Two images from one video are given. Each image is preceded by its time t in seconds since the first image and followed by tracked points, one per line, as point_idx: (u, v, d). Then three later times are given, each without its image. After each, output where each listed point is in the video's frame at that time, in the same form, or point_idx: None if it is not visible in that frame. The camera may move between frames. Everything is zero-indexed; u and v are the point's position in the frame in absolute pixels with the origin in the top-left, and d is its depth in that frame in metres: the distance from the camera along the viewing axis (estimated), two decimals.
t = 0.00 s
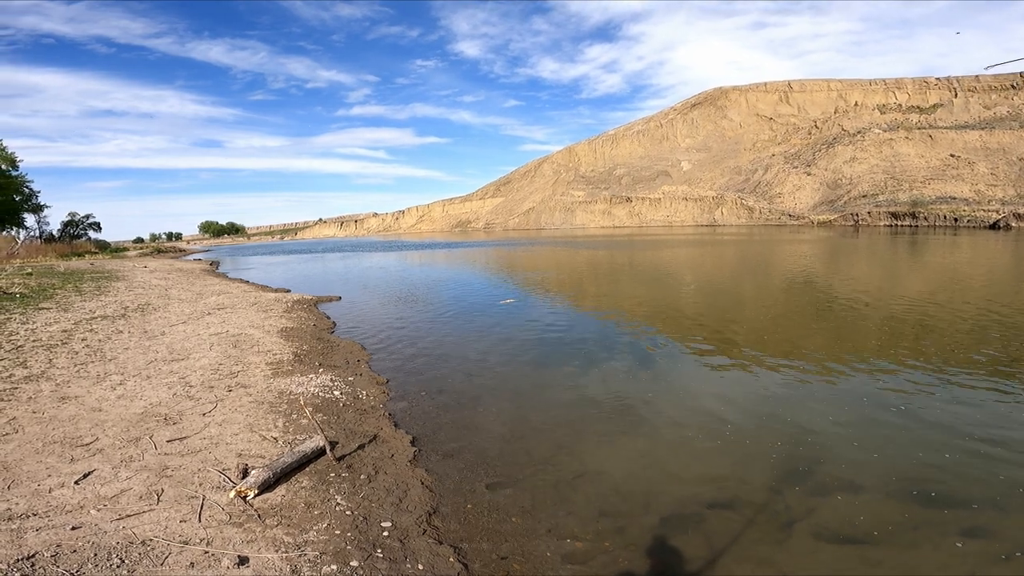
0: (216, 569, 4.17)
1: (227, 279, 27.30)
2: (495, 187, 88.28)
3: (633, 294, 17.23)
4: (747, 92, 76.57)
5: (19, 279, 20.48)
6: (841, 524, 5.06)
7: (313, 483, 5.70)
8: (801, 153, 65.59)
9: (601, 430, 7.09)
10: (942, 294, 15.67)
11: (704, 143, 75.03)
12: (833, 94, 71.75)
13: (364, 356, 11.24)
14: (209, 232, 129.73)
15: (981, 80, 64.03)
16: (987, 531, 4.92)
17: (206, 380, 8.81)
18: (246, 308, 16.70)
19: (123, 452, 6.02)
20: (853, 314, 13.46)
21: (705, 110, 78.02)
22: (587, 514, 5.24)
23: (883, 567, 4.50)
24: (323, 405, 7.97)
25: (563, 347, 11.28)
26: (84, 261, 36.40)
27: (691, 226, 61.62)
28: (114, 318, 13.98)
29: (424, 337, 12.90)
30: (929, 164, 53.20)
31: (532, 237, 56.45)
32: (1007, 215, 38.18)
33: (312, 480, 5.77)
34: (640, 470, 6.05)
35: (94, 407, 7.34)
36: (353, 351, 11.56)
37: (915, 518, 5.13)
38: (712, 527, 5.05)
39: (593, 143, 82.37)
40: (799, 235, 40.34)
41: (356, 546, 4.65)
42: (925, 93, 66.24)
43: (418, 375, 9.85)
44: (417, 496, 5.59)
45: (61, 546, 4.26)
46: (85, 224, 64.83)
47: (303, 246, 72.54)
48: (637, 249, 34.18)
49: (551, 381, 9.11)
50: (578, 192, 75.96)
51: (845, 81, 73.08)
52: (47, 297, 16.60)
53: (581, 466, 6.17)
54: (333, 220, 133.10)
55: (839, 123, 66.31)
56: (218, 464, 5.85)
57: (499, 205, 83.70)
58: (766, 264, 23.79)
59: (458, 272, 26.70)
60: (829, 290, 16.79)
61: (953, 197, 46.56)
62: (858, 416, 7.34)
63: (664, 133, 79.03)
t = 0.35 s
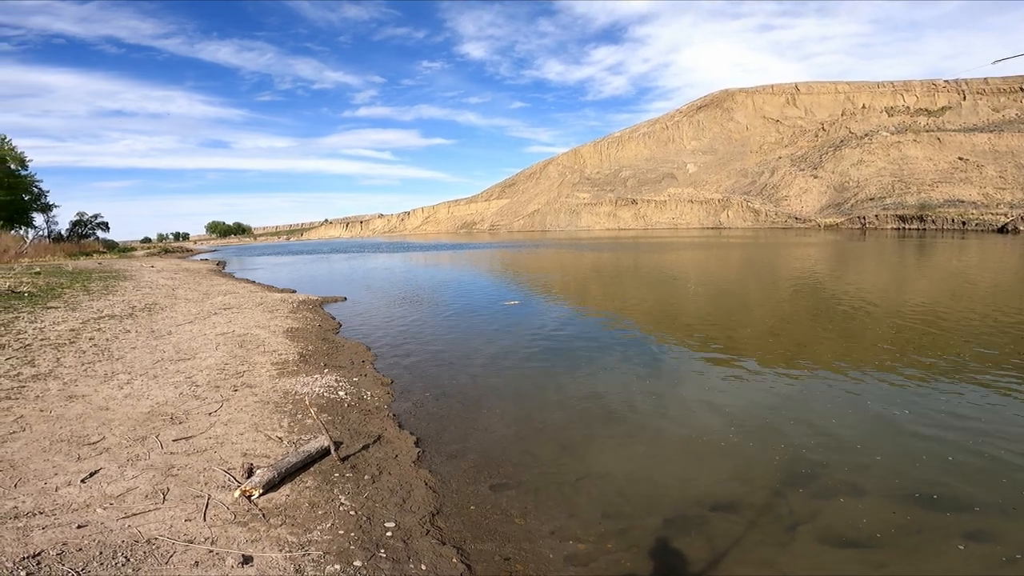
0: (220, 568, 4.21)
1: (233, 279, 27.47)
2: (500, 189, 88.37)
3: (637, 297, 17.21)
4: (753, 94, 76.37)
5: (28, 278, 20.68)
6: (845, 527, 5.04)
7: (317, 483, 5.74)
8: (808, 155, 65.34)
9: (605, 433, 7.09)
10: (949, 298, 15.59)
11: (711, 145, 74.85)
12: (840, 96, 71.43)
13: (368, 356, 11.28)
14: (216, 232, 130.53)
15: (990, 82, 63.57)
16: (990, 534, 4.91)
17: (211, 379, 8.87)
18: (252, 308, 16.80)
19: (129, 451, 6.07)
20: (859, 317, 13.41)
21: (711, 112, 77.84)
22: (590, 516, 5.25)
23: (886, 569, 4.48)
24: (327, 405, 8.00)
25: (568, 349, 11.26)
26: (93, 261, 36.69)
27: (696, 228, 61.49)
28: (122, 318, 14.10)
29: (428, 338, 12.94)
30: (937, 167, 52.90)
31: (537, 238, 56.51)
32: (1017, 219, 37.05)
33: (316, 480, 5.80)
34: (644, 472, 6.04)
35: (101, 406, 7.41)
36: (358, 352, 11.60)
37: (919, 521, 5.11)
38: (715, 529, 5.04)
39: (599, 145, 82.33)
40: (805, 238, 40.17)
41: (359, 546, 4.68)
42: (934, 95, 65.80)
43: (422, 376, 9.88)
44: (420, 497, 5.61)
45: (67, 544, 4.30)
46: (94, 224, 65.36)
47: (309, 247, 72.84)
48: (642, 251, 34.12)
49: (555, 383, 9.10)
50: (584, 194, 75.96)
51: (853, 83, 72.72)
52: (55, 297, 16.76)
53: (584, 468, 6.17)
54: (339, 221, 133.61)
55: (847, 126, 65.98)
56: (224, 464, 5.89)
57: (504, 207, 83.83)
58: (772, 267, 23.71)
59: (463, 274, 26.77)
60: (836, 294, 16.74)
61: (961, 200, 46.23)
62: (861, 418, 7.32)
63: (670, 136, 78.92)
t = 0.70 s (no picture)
0: (223, 566, 4.23)
1: (238, 279, 27.61)
2: (504, 189, 88.42)
3: (642, 297, 17.18)
4: (759, 95, 76.13)
5: (35, 277, 20.84)
6: (848, 529, 5.03)
7: (321, 482, 5.77)
8: (814, 156, 65.07)
9: (607, 433, 7.08)
10: (957, 300, 15.48)
11: (716, 146, 74.65)
12: (846, 97, 71.08)
13: (372, 356, 11.31)
14: (221, 232, 131.23)
15: (998, 83, 63.12)
16: (994, 536, 4.89)
17: (217, 378, 8.93)
18: (257, 307, 16.89)
19: (134, 450, 6.12)
20: (865, 319, 13.33)
21: (716, 113, 77.63)
22: (592, 517, 5.25)
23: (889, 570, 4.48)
24: (331, 404, 8.04)
25: (572, 350, 11.27)
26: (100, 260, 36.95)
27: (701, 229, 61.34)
28: (128, 317, 14.20)
29: (432, 338, 12.99)
30: (944, 168, 52.60)
31: (541, 239, 56.39)
32: None
33: (320, 479, 5.83)
34: (647, 472, 6.04)
35: (107, 405, 7.47)
36: (363, 352, 11.64)
37: (923, 523, 5.08)
38: (717, 530, 5.04)
39: (603, 146, 82.26)
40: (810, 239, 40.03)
41: (362, 545, 4.70)
42: (941, 96, 65.40)
43: (426, 376, 9.91)
44: (423, 496, 5.63)
45: (71, 542, 4.34)
46: (100, 224, 65.69)
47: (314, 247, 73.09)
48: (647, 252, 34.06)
49: (558, 384, 9.10)
50: (588, 195, 75.94)
51: (859, 84, 72.34)
52: (62, 295, 16.89)
53: (587, 469, 6.17)
54: (344, 221, 133.95)
55: (853, 127, 65.66)
56: (228, 462, 5.93)
57: (508, 207, 83.87)
58: (778, 268, 23.61)
59: (467, 274, 26.83)
60: (841, 295, 16.65)
61: (969, 201, 45.91)
62: (866, 420, 7.30)
63: (675, 136, 78.79)
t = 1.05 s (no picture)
0: (226, 564, 4.25)
1: (243, 278, 27.70)
2: (508, 189, 88.43)
3: (645, 298, 17.15)
4: (763, 95, 75.96)
5: (41, 275, 20.97)
6: (850, 529, 5.03)
7: (324, 481, 5.80)
8: (818, 156, 64.87)
9: (610, 433, 7.08)
10: (963, 301, 15.39)
11: (720, 146, 74.48)
12: (851, 97, 70.83)
13: (376, 355, 11.35)
14: (226, 231, 131.76)
15: (1004, 83, 62.78)
16: (997, 537, 4.88)
17: (221, 377, 8.97)
18: (261, 307, 16.96)
19: (139, 448, 6.16)
20: (870, 320, 13.28)
21: (721, 113, 77.48)
22: (595, 516, 5.26)
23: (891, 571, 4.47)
24: (335, 404, 8.08)
25: (575, 350, 11.27)
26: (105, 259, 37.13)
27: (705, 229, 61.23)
28: (133, 315, 14.28)
29: (435, 338, 12.99)
30: (950, 169, 52.36)
31: (544, 239, 56.33)
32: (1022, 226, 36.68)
33: (324, 478, 5.86)
34: (649, 472, 6.04)
35: (112, 403, 7.53)
36: (366, 351, 11.68)
37: (926, 523, 5.07)
38: (720, 530, 5.04)
39: (607, 146, 82.21)
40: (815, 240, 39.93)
41: (365, 543, 4.73)
42: (946, 97, 65.11)
43: (429, 376, 9.92)
44: (426, 495, 5.65)
45: (76, 540, 4.37)
46: (106, 223, 65.97)
47: (318, 247, 73.32)
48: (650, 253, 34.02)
49: (560, 384, 9.10)
50: (592, 195, 75.91)
51: (864, 84, 72.07)
52: (68, 294, 16.99)
53: (590, 468, 6.18)
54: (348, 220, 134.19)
55: (858, 127, 65.44)
56: (232, 461, 5.97)
57: (512, 208, 83.94)
58: (782, 269, 23.53)
59: (471, 274, 26.85)
60: (847, 296, 16.57)
61: (974, 202, 45.68)
62: (869, 421, 7.26)
63: (679, 137, 78.66)
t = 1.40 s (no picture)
0: (234, 559, 4.31)
1: (251, 275, 27.90)
2: (515, 188, 88.40)
3: (651, 297, 17.13)
4: (772, 95, 75.46)
5: (52, 272, 21.25)
6: (856, 529, 5.03)
7: (331, 478, 5.86)
8: (828, 156, 64.37)
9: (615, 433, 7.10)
10: (973, 302, 15.25)
11: (728, 145, 74.07)
12: (862, 96, 70.18)
13: (382, 353, 11.41)
14: (234, 229, 132.71)
15: (1018, 82, 61.99)
16: (1005, 538, 4.87)
17: (230, 374, 9.07)
18: (269, 304, 17.08)
19: (149, 444, 6.24)
20: (878, 321, 13.20)
21: (729, 112, 77.03)
22: (600, 515, 5.28)
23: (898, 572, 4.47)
24: (342, 401, 8.15)
25: (581, 349, 11.29)
26: (115, 256, 37.49)
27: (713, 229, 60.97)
28: (143, 312, 14.43)
29: (441, 336, 13.04)
30: (961, 169, 51.81)
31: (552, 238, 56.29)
32: None
33: (330, 475, 5.92)
34: (655, 472, 6.05)
35: (123, 399, 7.63)
36: (372, 349, 11.74)
37: (932, 524, 5.07)
38: (725, 530, 5.05)
39: (614, 145, 81.99)
40: (824, 240, 39.62)
41: (371, 541, 4.78)
42: (959, 96, 64.40)
43: (435, 374, 9.96)
44: (432, 493, 5.70)
45: (86, 535, 4.43)
46: (116, 220, 66.55)
47: (325, 245, 73.65)
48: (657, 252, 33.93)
49: (566, 383, 9.11)
50: (599, 194, 75.75)
51: (875, 83, 71.39)
52: (79, 291, 17.19)
53: (596, 467, 6.19)
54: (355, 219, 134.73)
55: (868, 127, 64.87)
56: (240, 457, 6.04)
57: (519, 206, 83.94)
58: (791, 269, 23.42)
59: (477, 273, 26.91)
60: (855, 297, 16.45)
61: (986, 202, 45.18)
62: (875, 421, 7.25)
63: (687, 135, 78.29)
